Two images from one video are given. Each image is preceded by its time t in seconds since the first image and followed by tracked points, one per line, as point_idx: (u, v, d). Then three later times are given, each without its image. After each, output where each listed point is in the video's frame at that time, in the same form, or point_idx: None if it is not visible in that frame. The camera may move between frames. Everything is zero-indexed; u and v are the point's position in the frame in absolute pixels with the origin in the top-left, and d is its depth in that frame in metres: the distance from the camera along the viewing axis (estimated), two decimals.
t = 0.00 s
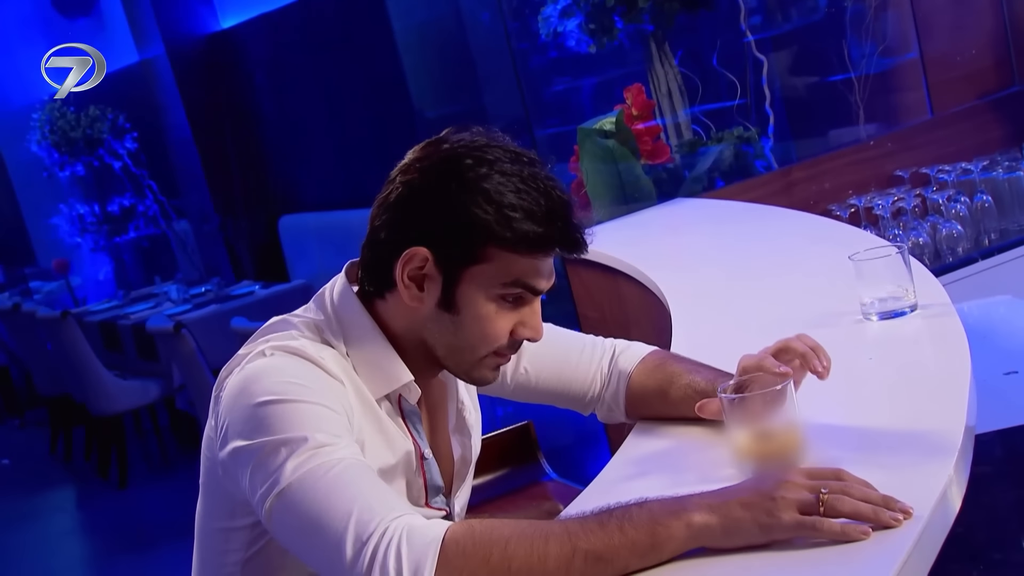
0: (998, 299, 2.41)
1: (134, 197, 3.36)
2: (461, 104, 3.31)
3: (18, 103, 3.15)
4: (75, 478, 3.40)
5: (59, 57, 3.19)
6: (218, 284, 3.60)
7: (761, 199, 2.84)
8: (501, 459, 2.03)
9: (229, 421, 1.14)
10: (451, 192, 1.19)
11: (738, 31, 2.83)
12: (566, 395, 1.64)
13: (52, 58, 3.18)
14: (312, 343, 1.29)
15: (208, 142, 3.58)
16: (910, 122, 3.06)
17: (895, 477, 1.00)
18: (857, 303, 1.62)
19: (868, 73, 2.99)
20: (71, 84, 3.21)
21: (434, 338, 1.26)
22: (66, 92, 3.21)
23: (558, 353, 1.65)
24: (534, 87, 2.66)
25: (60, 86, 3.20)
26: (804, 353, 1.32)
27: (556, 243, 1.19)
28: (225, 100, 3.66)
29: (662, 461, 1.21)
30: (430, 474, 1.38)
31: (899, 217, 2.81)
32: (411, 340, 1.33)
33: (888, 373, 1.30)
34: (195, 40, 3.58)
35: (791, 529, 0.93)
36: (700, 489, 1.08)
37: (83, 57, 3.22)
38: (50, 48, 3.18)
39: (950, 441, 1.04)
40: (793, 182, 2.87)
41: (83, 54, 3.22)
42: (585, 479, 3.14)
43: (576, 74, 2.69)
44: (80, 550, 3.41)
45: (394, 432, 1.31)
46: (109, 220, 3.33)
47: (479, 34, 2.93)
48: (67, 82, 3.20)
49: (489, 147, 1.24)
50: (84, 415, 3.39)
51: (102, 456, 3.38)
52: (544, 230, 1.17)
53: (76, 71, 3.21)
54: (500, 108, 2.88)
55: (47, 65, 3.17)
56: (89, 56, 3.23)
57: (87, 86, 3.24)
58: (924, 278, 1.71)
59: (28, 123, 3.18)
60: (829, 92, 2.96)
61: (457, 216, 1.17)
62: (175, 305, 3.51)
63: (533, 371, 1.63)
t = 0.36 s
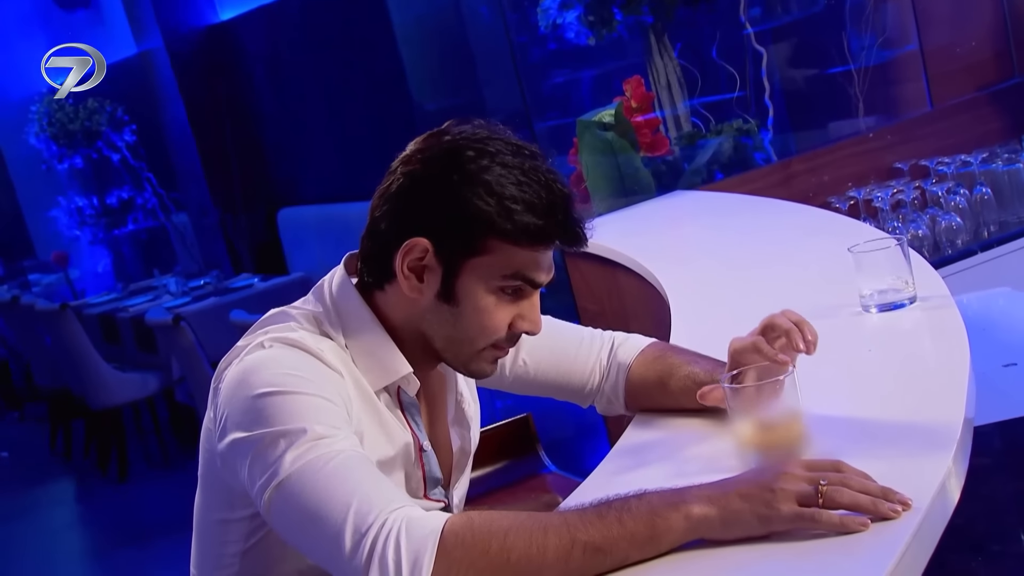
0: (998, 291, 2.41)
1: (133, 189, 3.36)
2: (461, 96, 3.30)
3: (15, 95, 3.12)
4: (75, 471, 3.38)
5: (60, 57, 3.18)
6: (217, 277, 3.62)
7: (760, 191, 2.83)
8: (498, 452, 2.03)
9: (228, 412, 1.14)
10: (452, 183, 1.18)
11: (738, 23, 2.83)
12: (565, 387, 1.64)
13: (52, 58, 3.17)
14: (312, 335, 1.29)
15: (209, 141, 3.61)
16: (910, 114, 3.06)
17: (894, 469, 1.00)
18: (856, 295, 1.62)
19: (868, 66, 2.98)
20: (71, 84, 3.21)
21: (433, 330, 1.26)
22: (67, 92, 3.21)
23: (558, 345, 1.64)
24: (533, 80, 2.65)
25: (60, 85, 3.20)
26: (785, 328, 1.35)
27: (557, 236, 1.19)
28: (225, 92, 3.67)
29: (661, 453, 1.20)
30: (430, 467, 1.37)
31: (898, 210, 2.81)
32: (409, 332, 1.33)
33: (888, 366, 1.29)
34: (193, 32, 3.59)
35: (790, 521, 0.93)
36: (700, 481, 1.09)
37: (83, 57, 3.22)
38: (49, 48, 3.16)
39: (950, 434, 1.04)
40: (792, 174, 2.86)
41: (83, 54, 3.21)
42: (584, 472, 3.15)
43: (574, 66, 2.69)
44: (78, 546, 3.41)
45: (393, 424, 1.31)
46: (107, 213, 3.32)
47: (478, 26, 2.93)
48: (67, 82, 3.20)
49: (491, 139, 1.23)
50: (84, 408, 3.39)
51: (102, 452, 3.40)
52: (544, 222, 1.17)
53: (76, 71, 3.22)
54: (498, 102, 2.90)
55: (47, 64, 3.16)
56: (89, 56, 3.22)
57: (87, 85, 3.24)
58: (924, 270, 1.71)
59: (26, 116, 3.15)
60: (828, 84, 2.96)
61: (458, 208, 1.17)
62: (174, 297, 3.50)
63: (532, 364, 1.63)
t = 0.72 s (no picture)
0: (996, 284, 2.41)
1: (131, 183, 3.35)
2: (461, 90, 3.30)
3: (13, 88, 3.08)
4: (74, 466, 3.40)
5: (60, 57, 3.16)
6: (216, 271, 3.66)
7: (760, 184, 2.82)
8: (495, 446, 2.03)
9: (228, 405, 1.14)
10: (452, 178, 1.18)
11: (737, 16, 2.82)
12: (564, 381, 1.64)
13: (52, 57, 3.15)
14: (311, 329, 1.29)
15: (209, 142, 3.64)
16: (909, 107, 3.06)
17: (893, 462, 1.00)
18: (855, 288, 1.62)
19: (867, 58, 2.98)
20: (71, 84, 3.19)
21: (432, 324, 1.25)
22: (67, 92, 3.18)
23: (556, 340, 1.64)
24: (532, 74, 2.65)
25: (60, 86, 3.17)
26: (765, 313, 1.37)
27: (556, 230, 1.19)
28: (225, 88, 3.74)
29: (658, 447, 1.20)
30: (427, 462, 1.38)
31: (897, 203, 2.81)
32: (408, 326, 1.33)
33: (886, 359, 1.29)
34: (192, 26, 3.64)
35: (788, 514, 0.93)
36: (697, 474, 1.09)
37: (83, 57, 3.21)
38: (49, 48, 3.14)
39: (948, 428, 1.04)
40: (791, 167, 2.87)
41: (83, 54, 3.20)
42: (582, 465, 3.16)
43: (574, 59, 2.68)
44: (78, 540, 3.39)
45: (391, 419, 1.31)
46: (106, 206, 3.32)
47: (477, 19, 2.93)
48: (67, 82, 3.18)
49: (491, 133, 1.23)
50: (84, 401, 3.39)
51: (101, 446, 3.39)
52: (543, 216, 1.17)
53: (76, 70, 3.20)
54: (496, 96, 2.90)
55: (47, 64, 3.14)
56: (89, 56, 3.22)
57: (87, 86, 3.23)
58: (922, 263, 1.72)
59: (24, 109, 3.11)
60: (828, 78, 2.95)
61: (457, 201, 1.16)
62: (173, 291, 3.53)
63: (530, 359, 1.63)
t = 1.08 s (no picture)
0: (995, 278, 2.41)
1: (129, 177, 3.35)
2: (461, 83, 3.31)
3: (13, 82, 3.09)
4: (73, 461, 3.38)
5: (60, 57, 3.16)
6: (215, 265, 3.63)
7: (757, 178, 2.85)
8: (495, 440, 2.03)
9: (226, 399, 1.14)
10: (449, 169, 1.18)
11: (736, 10, 2.82)
12: (562, 375, 1.64)
13: (52, 57, 3.15)
14: (309, 323, 1.29)
15: (209, 142, 3.66)
16: (908, 101, 3.06)
17: (892, 454, 1.00)
18: (853, 282, 1.62)
19: (866, 52, 2.98)
20: (71, 84, 3.20)
21: (430, 316, 1.25)
22: (69, 92, 3.20)
23: (554, 334, 1.64)
24: (532, 70, 2.62)
25: (60, 85, 3.18)
26: (735, 311, 1.39)
27: (553, 220, 1.19)
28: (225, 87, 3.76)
29: (656, 441, 1.20)
30: (425, 456, 1.38)
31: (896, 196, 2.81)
32: (405, 320, 1.32)
33: (884, 353, 1.29)
34: (190, 20, 3.64)
35: (786, 506, 0.93)
36: (694, 468, 1.09)
37: (83, 58, 3.20)
38: (50, 48, 3.14)
39: (946, 421, 1.04)
40: (790, 161, 2.88)
41: (83, 54, 3.20)
42: (580, 458, 3.17)
43: (574, 53, 2.67)
44: (78, 532, 3.41)
45: (390, 413, 1.31)
46: (104, 200, 3.31)
47: (477, 13, 2.93)
48: (68, 82, 3.19)
49: (488, 123, 1.23)
50: (83, 395, 3.39)
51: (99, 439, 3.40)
52: (541, 206, 1.17)
53: (76, 71, 3.20)
54: (495, 90, 2.91)
55: (47, 64, 3.14)
56: (90, 56, 3.21)
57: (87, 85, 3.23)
58: (921, 256, 1.72)
59: (23, 103, 3.11)
60: (827, 72, 2.95)
61: (455, 192, 1.16)
62: (171, 286, 3.49)
63: (528, 354, 1.63)
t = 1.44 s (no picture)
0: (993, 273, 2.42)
1: (127, 172, 3.35)
2: (460, 78, 3.31)
3: (9, 77, 3.06)
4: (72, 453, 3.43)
5: (60, 57, 3.15)
6: (213, 259, 3.64)
7: (756, 173, 2.85)
8: (495, 436, 2.04)
9: (225, 394, 1.14)
10: (450, 163, 1.18)
11: (734, 5, 2.81)
12: (560, 370, 1.64)
13: (52, 57, 3.14)
14: (309, 318, 1.29)
15: (207, 137, 3.66)
16: (905, 96, 3.06)
17: (890, 448, 1.00)
18: (851, 277, 1.62)
19: (865, 47, 2.97)
20: (71, 84, 3.18)
21: (429, 311, 1.25)
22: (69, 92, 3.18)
23: (553, 329, 1.64)
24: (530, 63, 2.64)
25: (60, 85, 3.16)
26: (716, 316, 1.38)
27: (554, 215, 1.19)
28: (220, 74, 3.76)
29: (653, 436, 1.21)
30: (423, 452, 1.39)
31: (895, 191, 2.81)
32: (404, 316, 1.32)
33: (881, 347, 1.30)
34: (187, 14, 3.62)
35: (784, 501, 0.93)
36: (692, 463, 1.09)
37: (83, 57, 3.19)
38: (49, 48, 3.13)
39: (944, 415, 1.04)
40: (789, 156, 2.89)
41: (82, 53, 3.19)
42: (578, 452, 3.18)
43: (572, 48, 2.67)
44: (78, 526, 3.43)
45: (389, 409, 1.31)
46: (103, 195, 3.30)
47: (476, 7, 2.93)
48: (67, 82, 3.17)
49: (489, 119, 1.23)
50: (80, 391, 3.38)
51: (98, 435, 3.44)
52: (541, 201, 1.17)
53: (76, 71, 3.18)
54: (494, 85, 2.91)
55: (47, 65, 3.13)
56: (90, 56, 3.20)
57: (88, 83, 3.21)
58: (919, 250, 1.72)
59: (20, 97, 3.09)
60: (826, 66, 2.94)
61: (456, 187, 1.16)
62: (169, 280, 3.49)
63: (526, 349, 1.63)
